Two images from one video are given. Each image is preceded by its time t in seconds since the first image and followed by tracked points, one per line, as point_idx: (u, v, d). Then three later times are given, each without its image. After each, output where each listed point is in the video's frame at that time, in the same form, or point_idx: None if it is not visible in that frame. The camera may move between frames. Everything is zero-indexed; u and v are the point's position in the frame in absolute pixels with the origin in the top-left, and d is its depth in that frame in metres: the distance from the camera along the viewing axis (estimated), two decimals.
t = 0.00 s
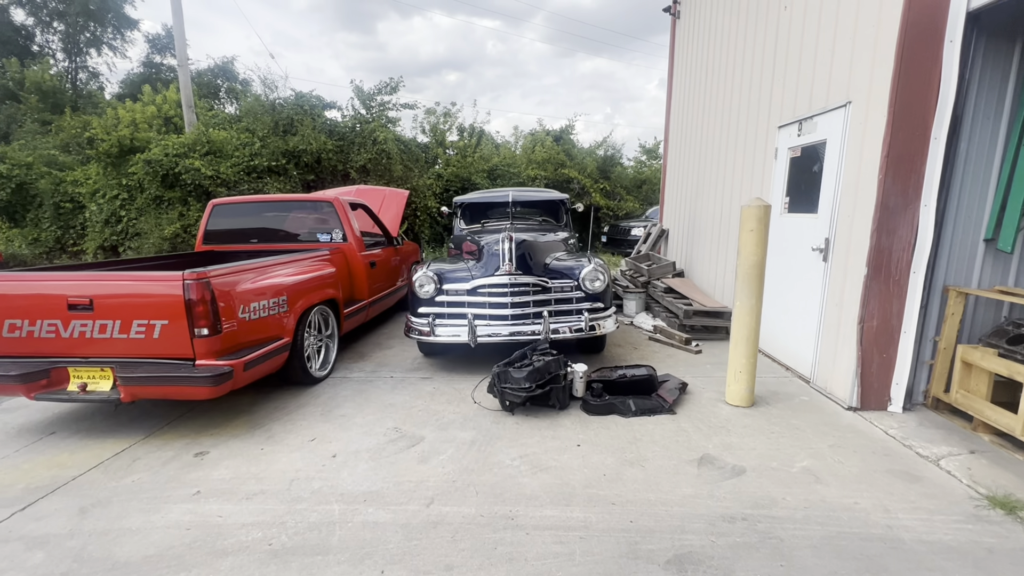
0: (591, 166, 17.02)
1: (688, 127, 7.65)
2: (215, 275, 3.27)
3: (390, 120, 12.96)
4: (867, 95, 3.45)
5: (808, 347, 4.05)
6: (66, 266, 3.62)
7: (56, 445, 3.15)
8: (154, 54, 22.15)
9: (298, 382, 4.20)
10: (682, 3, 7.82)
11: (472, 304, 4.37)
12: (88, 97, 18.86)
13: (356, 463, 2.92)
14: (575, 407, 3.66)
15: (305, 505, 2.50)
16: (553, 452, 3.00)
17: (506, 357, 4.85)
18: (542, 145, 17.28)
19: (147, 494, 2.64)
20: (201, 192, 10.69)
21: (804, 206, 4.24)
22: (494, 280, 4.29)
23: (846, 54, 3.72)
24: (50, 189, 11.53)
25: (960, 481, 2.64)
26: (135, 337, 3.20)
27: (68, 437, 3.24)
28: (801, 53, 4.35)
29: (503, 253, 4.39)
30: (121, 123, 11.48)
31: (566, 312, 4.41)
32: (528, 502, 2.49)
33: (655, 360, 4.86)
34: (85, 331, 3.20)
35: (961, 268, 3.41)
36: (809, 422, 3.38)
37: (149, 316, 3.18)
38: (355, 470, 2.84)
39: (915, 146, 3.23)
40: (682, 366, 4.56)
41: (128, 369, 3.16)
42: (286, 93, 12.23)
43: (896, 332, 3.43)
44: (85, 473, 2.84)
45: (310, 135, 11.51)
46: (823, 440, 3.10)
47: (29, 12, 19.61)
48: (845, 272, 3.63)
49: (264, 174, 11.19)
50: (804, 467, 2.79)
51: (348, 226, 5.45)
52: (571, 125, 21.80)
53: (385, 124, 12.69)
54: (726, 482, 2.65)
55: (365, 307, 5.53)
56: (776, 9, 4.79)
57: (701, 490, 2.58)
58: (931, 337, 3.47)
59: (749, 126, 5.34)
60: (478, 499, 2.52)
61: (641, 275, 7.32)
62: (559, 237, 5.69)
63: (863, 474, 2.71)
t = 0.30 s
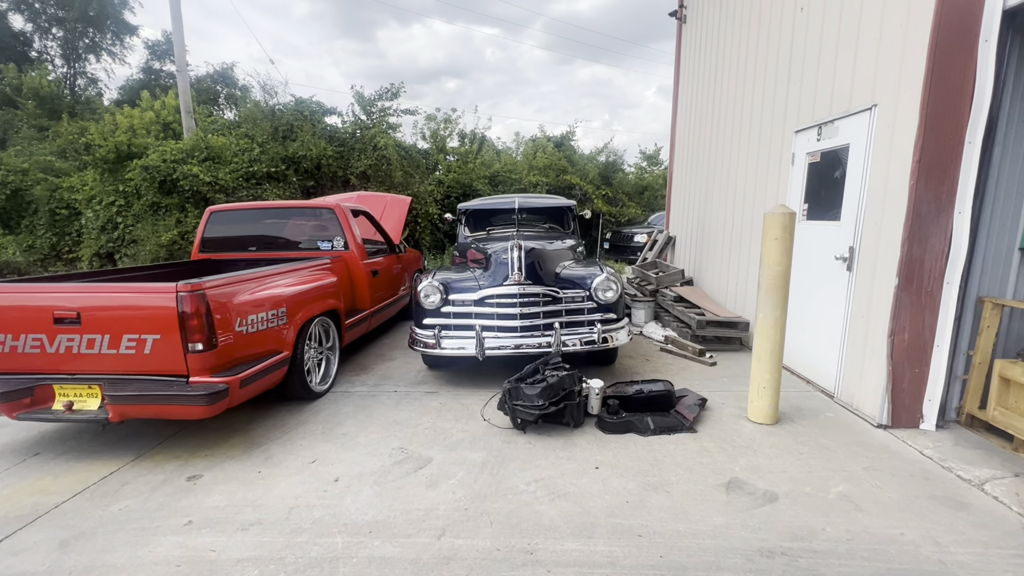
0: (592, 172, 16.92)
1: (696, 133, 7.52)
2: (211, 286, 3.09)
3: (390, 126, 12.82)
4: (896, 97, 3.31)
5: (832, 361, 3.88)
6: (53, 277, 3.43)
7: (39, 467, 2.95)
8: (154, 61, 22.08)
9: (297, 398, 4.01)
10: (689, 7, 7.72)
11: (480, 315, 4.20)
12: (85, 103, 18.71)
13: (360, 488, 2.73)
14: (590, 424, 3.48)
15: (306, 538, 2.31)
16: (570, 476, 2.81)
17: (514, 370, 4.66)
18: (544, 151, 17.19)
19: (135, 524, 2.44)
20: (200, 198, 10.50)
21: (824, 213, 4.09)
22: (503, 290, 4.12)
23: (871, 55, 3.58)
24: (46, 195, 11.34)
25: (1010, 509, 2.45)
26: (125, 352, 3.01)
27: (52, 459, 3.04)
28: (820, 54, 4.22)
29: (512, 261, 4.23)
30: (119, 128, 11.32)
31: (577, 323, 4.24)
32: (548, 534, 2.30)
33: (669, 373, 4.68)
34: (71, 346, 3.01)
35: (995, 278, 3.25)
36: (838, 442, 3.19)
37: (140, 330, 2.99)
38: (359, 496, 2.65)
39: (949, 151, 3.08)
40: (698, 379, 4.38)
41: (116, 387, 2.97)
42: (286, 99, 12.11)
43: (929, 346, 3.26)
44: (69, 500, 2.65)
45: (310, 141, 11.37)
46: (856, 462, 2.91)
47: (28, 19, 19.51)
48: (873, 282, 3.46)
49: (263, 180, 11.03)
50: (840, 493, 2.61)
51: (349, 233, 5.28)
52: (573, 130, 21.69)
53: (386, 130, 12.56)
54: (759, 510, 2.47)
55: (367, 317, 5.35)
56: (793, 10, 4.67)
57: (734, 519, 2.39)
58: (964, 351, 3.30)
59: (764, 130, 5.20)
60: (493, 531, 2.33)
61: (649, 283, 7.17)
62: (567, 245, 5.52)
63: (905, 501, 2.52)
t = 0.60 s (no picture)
0: (591, 178, 16.81)
1: (700, 138, 7.39)
2: (199, 300, 2.88)
3: (387, 131, 12.64)
4: (924, 99, 3.15)
5: (855, 375, 3.70)
6: (28, 289, 3.20)
7: (10, 499, 2.70)
8: (147, 66, 21.84)
9: (292, 417, 3.78)
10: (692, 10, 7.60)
11: (485, 328, 4.00)
12: (76, 108, 18.41)
13: (360, 521, 2.51)
14: (605, 445, 3.27)
15: None
16: (588, 506, 2.60)
17: (520, 384, 4.45)
18: (542, 157, 17.07)
19: (112, 566, 2.21)
20: (192, 205, 10.24)
21: (844, 221, 3.93)
22: (509, 301, 3.93)
23: (895, 56, 3.43)
24: (34, 202, 11.05)
25: None
26: (105, 372, 2.78)
27: (25, 489, 2.79)
28: (837, 56, 4.07)
29: (518, 271, 4.04)
30: (109, 133, 11.06)
31: (587, 336, 4.04)
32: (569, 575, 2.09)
33: (682, 387, 4.48)
34: (46, 366, 2.78)
35: None
36: (870, 464, 3.00)
37: (122, 348, 2.76)
38: (360, 531, 2.43)
39: (983, 155, 2.92)
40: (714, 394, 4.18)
41: (95, 411, 2.74)
42: (281, 103, 11.90)
43: (964, 361, 3.08)
44: (41, 537, 2.41)
45: (306, 146, 11.17)
46: (893, 488, 2.72)
47: (18, 23, 19.23)
48: (901, 294, 3.30)
49: (257, 186, 10.80)
50: (882, 524, 2.41)
51: (347, 241, 5.08)
52: (570, 136, 21.61)
53: (382, 135, 12.37)
54: (797, 544, 2.27)
55: (365, 329, 5.13)
56: (806, 11, 4.53)
57: (771, 556, 2.19)
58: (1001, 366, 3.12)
59: (776, 135, 5.06)
60: (509, 571, 2.12)
61: (655, 291, 7.00)
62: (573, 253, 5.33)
63: (953, 533, 2.33)
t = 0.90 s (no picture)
0: (585, 183, 16.75)
1: (701, 144, 7.30)
2: (183, 317, 2.67)
3: (380, 136, 12.45)
4: (946, 103, 3.04)
5: (874, 389, 3.57)
6: None
7: None
8: (133, 70, 21.48)
9: (284, 438, 3.57)
10: (691, 15, 7.53)
11: (488, 341, 3.82)
12: (60, 112, 18.01)
13: (359, 558, 2.31)
14: (618, 467, 3.10)
15: None
16: (605, 538, 2.42)
17: (524, 399, 4.27)
18: (536, 162, 16.98)
19: None
20: (179, 211, 9.94)
21: (859, 229, 3.81)
22: (513, 314, 3.76)
23: (911, 58, 3.32)
24: (14, 208, 10.69)
25: None
26: (80, 398, 2.56)
27: None
28: (849, 60, 3.97)
29: (521, 282, 3.87)
30: (94, 138, 10.75)
31: (595, 349, 3.87)
32: None
33: (691, 401, 4.32)
34: (15, 391, 2.55)
35: None
36: (898, 486, 2.85)
37: (98, 371, 2.54)
38: (359, 570, 2.22)
39: (1010, 161, 2.82)
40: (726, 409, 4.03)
41: (68, 439, 2.52)
42: (271, 107, 11.65)
43: (991, 375, 2.96)
44: None
45: (297, 151, 10.94)
46: (926, 513, 2.57)
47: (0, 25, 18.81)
48: (924, 305, 3.17)
49: (246, 192, 10.53)
50: (920, 554, 2.25)
51: (342, 250, 4.88)
52: (564, 141, 21.55)
53: (375, 140, 12.18)
54: None
55: (361, 342, 4.93)
56: (815, 15, 4.44)
57: None
58: None
59: (784, 140, 4.96)
60: None
61: (657, 299, 6.86)
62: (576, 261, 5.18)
63: (998, 565, 2.17)
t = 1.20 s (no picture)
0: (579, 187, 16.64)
1: (700, 147, 7.21)
2: (168, 333, 2.45)
3: (371, 138, 12.22)
4: (972, 105, 2.94)
5: (893, 400, 3.47)
6: None
7: None
8: (116, 70, 21.00)
9: (277, 458, 3.35)
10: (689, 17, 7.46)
11: (493, 353, 3.64)
12: (39, 113, 17.52)
13: None
14: (634, 487, 2.94)
15: None
16: (629, 569, 2.25)
17: (529, 413, 4.09)
18: (529, 166, 16.85)
19: None
20: (164, 215, 9.60)
21: (874, 235, 3.72)
22: (520, 324, 3.59)
23: (931, 59, 3.23)
24: None
25: None
26: (55, 423, 2.34)
27: None
28: (861, 61, 3.88)
29: (528, 290, 3.71)
30: (74, 139, 10.38)
31: (604, 360, 3.72)
32: None
33: (701, 413, 4.17)
34: None
35: None
36: (928, 504, 2.72)
37: (75, 393, 2.33)
38: None
39: None
40: (739, 422, 3.88)
41: (41, 469, 2.29)
42: (258, 109, 11.32)
43: (1020, 387, 2.86)
44: None
45: (286, 154, 10.68)
46: (963, 536, 2.44)
47: None
48: (948, 313, 3.07)
49: (234, 196, 10.24)
50: None
51: (337, 257, 4.68)
52: (556, 143, 21.44)
53: (366, 143, 11.95)
54: None
55: (357, 352, 4.72)
56: (825, 16, 4.35)
57: None
58: None
59: (791, 144, 4.87)
60: None
61: (658, 305, 6.74)
62: (580, 268, 5.02)
63: None
